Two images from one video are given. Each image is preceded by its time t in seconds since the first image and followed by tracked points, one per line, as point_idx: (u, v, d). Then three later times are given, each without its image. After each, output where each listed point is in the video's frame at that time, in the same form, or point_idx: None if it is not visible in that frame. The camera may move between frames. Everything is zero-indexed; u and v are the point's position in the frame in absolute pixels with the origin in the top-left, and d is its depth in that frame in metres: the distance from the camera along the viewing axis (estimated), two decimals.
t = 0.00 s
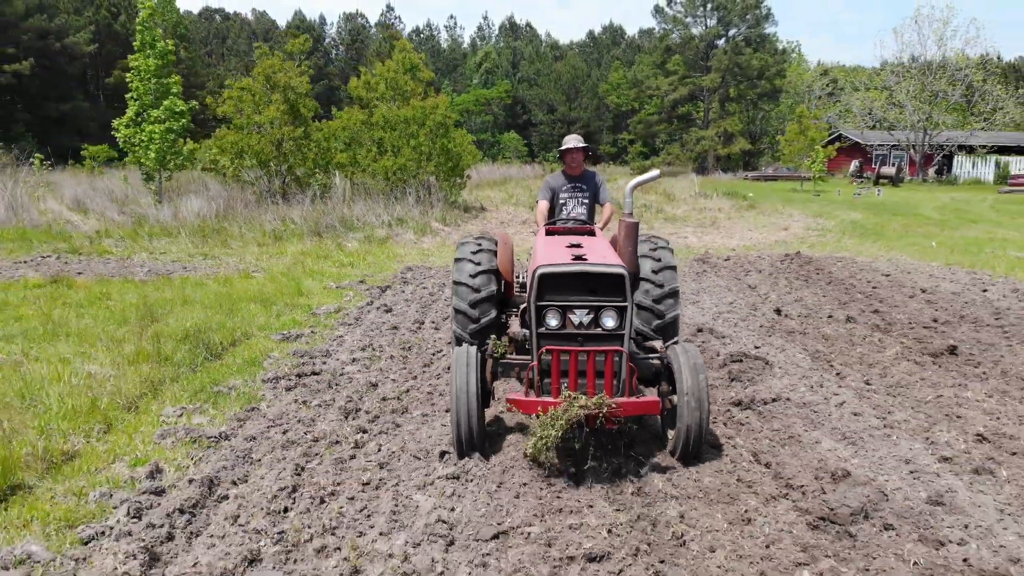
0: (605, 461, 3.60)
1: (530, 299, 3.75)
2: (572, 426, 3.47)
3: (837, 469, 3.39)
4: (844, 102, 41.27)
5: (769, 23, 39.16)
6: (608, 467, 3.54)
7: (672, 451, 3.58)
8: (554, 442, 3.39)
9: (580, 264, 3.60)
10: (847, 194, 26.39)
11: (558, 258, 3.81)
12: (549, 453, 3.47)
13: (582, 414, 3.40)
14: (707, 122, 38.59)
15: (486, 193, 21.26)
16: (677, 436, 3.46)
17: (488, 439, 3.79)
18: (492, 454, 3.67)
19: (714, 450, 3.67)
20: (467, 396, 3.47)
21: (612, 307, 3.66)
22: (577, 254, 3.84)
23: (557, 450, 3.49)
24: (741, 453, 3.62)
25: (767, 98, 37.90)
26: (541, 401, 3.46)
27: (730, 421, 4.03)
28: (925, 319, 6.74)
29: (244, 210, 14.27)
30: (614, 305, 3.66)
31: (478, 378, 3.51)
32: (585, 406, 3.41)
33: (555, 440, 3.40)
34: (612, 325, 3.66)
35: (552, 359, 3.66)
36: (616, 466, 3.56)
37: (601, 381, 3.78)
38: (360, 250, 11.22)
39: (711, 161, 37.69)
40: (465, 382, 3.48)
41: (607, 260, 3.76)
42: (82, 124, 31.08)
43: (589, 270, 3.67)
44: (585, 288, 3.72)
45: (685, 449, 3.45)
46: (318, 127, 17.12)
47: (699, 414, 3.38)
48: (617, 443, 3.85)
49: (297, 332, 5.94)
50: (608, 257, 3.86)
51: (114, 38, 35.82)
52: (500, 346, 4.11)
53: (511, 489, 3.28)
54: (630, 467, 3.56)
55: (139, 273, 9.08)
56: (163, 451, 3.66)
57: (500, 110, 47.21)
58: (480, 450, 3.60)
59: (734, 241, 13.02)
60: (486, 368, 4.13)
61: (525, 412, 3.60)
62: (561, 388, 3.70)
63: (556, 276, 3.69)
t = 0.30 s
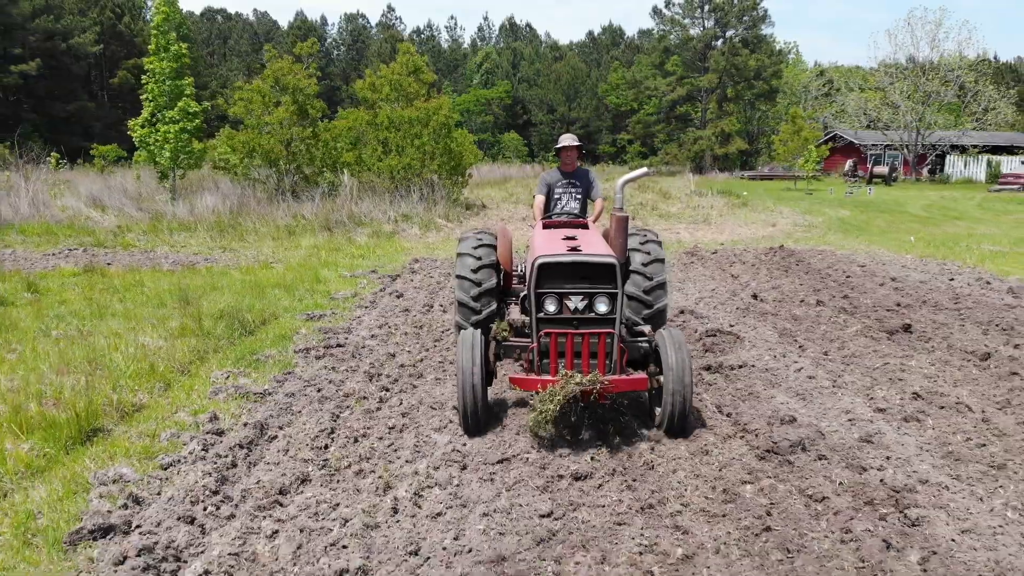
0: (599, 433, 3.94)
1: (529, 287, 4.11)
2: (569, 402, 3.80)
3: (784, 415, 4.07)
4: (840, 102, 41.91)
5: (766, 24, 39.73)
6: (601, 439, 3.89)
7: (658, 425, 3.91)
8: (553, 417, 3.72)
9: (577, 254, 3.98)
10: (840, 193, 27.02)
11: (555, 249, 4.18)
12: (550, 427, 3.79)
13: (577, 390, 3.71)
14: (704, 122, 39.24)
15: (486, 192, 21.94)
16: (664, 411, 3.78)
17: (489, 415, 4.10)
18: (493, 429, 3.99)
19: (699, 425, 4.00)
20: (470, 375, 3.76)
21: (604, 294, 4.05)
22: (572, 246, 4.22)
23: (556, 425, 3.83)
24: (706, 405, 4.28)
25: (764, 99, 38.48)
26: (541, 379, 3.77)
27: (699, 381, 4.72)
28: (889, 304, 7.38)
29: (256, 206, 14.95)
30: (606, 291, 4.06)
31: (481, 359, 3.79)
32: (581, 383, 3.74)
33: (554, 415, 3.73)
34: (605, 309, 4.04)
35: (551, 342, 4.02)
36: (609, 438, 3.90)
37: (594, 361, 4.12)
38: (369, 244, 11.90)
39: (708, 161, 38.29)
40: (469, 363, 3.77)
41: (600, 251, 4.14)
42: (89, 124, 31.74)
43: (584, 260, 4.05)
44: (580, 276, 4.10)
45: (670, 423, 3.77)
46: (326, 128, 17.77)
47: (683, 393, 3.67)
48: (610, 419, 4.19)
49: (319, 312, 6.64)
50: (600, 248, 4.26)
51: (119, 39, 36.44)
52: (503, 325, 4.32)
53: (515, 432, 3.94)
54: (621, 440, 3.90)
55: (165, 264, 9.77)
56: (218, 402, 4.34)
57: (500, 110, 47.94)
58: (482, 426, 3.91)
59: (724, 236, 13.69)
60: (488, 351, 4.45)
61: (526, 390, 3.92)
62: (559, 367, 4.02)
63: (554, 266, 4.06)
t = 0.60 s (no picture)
0: (597, 412, 4.29)
1: (531, 278, 4.49)
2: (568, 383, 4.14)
3: (748, 377, 4.73)
4: (835, 103, 42.57)
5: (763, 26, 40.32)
6: (599, 417, 4.24)
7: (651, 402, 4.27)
8: (553, 397, 4.03)
9: (574, 248, 4.36)
10: (833, 192, 27.64)
11: (555, 243, 4.56)
12: (551, 407, 4.11)
13: (575, 371, 4.03)
14: (702, 121, 39.88)
15: (487, 190, 22.64)
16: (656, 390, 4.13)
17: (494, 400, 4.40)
18: (498, 411, 4.29)
19: (687, 402, 4.36)
20: (478, 361, 4.05)
21: (600, 284, 4.42)
22: (569, 240, 4.61)
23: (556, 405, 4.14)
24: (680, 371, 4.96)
25: (760, 99, 39.07)
26: (541, 362, 4.10)
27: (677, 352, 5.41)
28: (860, 291, 8.02)
29: (267, 204, 15.60)
30: (602, 282, 4.43)
31: (486, 345, 4.09)
32: (579, 365, 4.07)
33: (555, 395, 4.06)
34: (600, 298, 4.43)
35: (550, 328, 4.41)
36: (606, 416, 4.25)
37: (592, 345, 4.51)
38: (376, 239, 12.56)
39: (706, 160, 38.89)
40: (476, 350, 4.06)
41: (596, 244, 4.52)
42: (95, 124, 32.47)
43: (580, 253, 4.43)
44: (577, 268, 4.49)
45: (663, 400, 4.13)
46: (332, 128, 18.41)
47: (673, 372, 4.04)
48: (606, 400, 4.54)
49: (336, 298, 7.36)
50: (596, 241, 4.65)
51: (123, 41, 37.09)
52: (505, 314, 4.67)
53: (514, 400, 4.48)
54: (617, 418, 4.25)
55: (186, 256, 10.44)
56: (257, 368, 4.99)
57: (500, 110, 48.68)
58: (489, 408, 4.21)
59: (714, 232, 14.34)
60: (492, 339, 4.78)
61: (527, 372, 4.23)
62: (559, 351, 4.44)
63: (553, 258, 4.44)
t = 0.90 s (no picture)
0: (595, 397, 4.57)
1: (532, 270, 4.80)
2: (568, 368, 4.38)
3: (723, 351, 5.36)
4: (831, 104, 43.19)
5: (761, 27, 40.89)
6: (597, 401, 4.53)
7: (645, 387, 4.55)
8: (554, 382, 4.25)
9: (573, 241, 4.67)
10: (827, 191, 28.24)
11: (554, 236, 4.87)
12: (552, 391, 4.32)
13: (575, 356, 4.26)
14: (700, 122, 40.49)
15: (488, 189, 23.26)
16: (650, 374, 4.42)
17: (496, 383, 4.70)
18: (500, 394, 4.60)
19: (680, 387, 4.64)
20: (482, 347, 4.35)
21: (597, 275, 4.74)
22: (568, 234, 4.92)
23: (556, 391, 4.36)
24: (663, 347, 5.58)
25: (757, 100, 39.63)
26: (543, 349, 4.36)
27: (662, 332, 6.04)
28: (835, 281, 8.64)
29: (276, 202, 16.23)
30: (598, 273, 4.75)
31: (491, 332, 4.37)
32: (579, 351, 4.32)
33: (556, 379, 4.28)
34: (597, 288, 4.74)
35: (551, 317, 4.72)
36: (603, 400, 4.53)
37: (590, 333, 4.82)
38: (383, 235, 13.19)
39: (703, 160, 39.43)
40: (480, 336, 4.35)
41: (593, 238, 4.83)
42: (100, 124, 33.11)
43: (579, 246, 4.73)
44: (576, 260, 4.78)
45: (656, 383, 4.41)
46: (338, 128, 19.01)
47: (666, 356, 4.32)
48: (604, 387, 4.82)
49: (350, 287, 8.00)
50: (593, 234, 4.96)
51: (127, 42, 37.63)
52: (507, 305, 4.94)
53: (514, 386, 4.77)
54: (614, 401, 4.53)
55: (205, 250, 11.05)
56: (286, 345, 5.61)
57: (500, 110, 49.51)
58: (491, 391, 4.52)
59: (706, 229, 14.96)
60: (496, 327, 5.06)
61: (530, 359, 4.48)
62: (559, 338, 4.72)
63: (554, 250, 4.74)
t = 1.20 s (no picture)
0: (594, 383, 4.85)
1: (535, 262, 5.02)
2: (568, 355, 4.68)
3: (703, 332, 5.95)
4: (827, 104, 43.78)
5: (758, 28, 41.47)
6: (596, 387, 4.81)
7: (641, 375, 4.79)
8: (556, 367, 4.58)
9: (573, 235, 4.91)
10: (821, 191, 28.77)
11: (555, 231, 5.09)
12: (552, 377, 4.67)
13: (576, 344, 4.55)
14: (698, 122, 41.05)
15: (488, 188, 23.84)
16: (646, 361, 4.67)
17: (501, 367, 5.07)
18: (504, 377, 4.95)
19: (673, 376, 4.88)
20: (487, 334, 4.71)
21: (597, 267, 4.97)
22: (569, 228, 5.14)
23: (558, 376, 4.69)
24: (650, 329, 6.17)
25: (754, 100, 40.17)
26: (545, 337, 4.63)
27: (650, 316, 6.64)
28: (816, 274, 9.25)
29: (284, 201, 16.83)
30: (598, 265, 4.97)
31: (495, 321, 4.72)
32: (578, 339, 4.58)
33: (558, 365, 4.62)
34: (597, 280, 4.95)
35: (553, 307, 4.95)
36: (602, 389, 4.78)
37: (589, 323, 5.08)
38: (388, 232, 13.77)
39: (701, 160, 39.96)
40: (486, 324, 4.71)
41: (593, 232, 5.07)
42: (105, 124, 33.65)
43: (578, 240, 4.98)
44: (576, 253, 5.02)
45: (651, 372, 4.65)
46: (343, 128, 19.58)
47: (661, 346, 4.54)
48: (603, 376, 5.07)
49: (361, 277, 8.61)
50: (592, 229, 5.18)
51: (130, 43, 38.16)
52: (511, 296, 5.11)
53: (515, 370, 5.07)
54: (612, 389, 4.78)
55: (220, 245, 11.64)
56: (307, 327, 6.20)
57: (500, 111, 50.01)
58: (497, 374, 4.87)
59: (699, 226, 15.54)
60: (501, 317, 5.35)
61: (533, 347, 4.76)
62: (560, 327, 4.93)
63: (554, 244, 4.98)
